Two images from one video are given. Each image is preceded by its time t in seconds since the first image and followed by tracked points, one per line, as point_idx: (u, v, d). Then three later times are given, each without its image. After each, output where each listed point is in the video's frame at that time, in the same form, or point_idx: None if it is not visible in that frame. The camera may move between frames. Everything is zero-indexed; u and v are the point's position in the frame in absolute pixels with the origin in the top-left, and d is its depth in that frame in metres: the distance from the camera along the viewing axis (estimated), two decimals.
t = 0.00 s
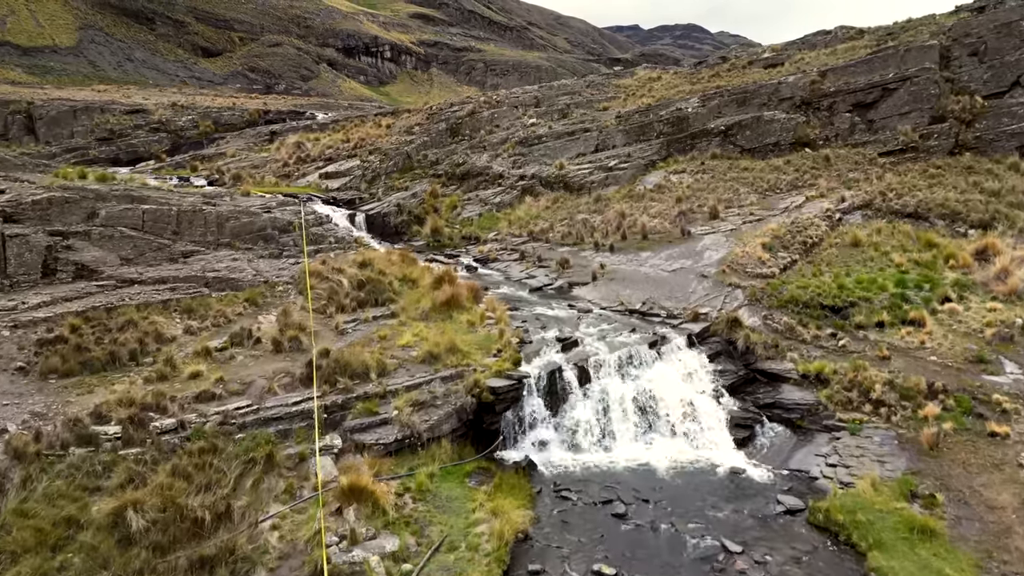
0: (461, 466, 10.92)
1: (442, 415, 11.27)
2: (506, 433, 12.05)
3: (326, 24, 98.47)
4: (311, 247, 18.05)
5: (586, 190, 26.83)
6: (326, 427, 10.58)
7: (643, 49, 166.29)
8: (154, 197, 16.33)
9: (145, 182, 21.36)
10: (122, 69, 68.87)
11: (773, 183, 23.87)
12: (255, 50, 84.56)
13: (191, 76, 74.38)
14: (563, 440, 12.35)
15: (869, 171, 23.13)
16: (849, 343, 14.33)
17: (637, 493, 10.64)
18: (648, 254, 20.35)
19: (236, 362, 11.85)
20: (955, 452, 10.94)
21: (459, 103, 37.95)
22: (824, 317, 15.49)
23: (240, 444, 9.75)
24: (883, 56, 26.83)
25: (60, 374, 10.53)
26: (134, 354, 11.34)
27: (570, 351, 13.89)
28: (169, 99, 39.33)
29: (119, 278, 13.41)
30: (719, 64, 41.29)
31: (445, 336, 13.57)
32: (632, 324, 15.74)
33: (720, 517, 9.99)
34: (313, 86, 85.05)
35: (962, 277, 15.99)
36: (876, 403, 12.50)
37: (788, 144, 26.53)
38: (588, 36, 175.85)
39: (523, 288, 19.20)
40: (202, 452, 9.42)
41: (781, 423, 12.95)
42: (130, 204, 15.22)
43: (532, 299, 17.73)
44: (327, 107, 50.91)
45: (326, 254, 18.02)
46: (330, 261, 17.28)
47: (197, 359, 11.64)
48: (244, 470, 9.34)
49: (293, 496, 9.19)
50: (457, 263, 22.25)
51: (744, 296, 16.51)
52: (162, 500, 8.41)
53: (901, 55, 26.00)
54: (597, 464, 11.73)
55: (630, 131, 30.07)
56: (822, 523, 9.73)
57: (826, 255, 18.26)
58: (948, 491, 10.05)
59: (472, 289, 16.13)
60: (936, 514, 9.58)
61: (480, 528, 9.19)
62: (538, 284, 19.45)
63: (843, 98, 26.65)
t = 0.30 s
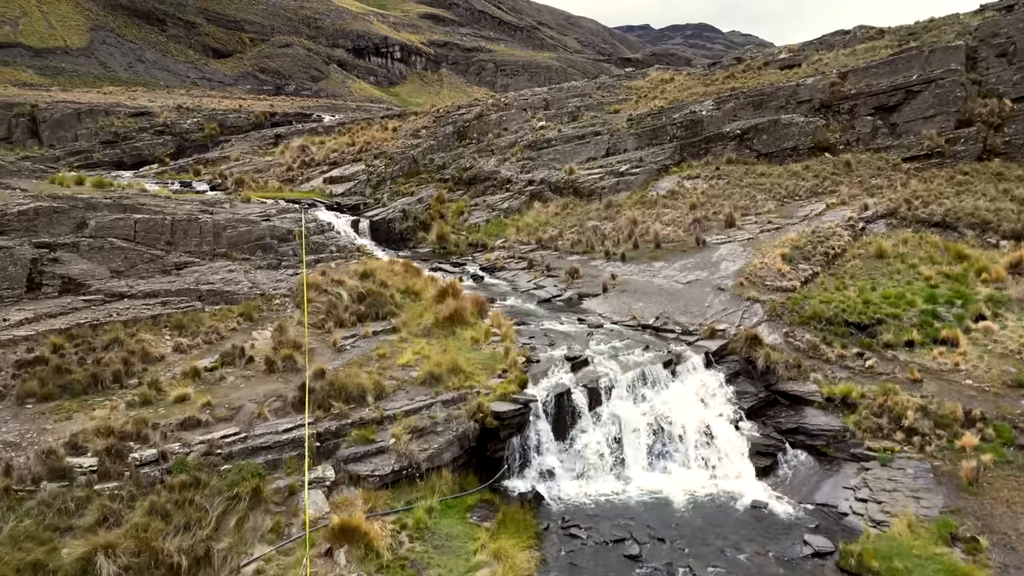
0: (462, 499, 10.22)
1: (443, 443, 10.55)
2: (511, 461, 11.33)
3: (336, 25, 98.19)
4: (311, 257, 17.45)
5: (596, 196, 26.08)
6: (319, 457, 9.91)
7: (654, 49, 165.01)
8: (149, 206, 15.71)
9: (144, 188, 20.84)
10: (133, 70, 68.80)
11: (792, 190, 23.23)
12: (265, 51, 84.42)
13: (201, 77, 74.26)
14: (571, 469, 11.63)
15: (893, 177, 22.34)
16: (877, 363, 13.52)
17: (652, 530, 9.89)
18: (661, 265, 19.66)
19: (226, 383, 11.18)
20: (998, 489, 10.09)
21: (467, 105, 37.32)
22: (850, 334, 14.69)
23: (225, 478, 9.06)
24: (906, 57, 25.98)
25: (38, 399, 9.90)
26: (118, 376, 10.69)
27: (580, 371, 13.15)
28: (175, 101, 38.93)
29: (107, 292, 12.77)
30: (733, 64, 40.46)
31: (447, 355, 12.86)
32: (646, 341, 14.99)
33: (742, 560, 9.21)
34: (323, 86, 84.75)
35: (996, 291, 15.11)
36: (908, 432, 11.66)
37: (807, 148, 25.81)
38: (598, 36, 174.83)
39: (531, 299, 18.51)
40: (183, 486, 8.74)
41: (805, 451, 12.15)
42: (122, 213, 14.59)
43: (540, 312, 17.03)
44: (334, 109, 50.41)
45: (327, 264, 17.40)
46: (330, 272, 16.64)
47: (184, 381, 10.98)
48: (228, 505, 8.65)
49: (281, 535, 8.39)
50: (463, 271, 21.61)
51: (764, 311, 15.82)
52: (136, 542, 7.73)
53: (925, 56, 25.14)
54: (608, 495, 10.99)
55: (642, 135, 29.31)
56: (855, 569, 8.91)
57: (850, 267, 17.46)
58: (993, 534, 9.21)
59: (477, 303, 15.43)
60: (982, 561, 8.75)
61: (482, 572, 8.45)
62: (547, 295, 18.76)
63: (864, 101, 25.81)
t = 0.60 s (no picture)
0: (465, 537, 9.51)
1: (444, 475, 9.84)
2: (518, 492, 10.63)
3: (347, 26, 97.94)
4: (312, 267, 16.86)
5: (608, 203, 25.38)
6: (310, 491, 9.21)
7: (666, 49, 163.77)
8: (144, 217, 15.11)
9: (145, 195, 20.35)
10: (145, 71, 68.80)
11: (813, 198, 22.62)
12: (277, 52, 84.32)
13: (213, 79, 74.19)
14: (582, 502, 10.96)
15: (920, 184, 21.61)
16: (910, 388, 12.73)
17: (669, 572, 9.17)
18: (677, 276, 18.97)
19: (216, 408, 10.52)
20: None
21: (476, 108, 36.69)
22: (880, 355, 13.91)
23: (209, 515, 8.38)
24: (932, 58, 25.11)
25: (13, 428, 9.27)
26: (101, 401, 10.05)
27: (592, 394, 12.41)
28: (182, 104, 38.57)
29: (96, 307, 12.13)
30: (750, 65, 39.71)
31: (451, 377, 12.17)
32: (662, 361, 14.23)
33: None
34: (335, 87, 84.42)
35: None
36: (947, 465, 10.84)
37: (829, 153, 25.12)
38: (610, 36, 173.75)
39: (540, 312, 17.82)
40: (163, 526, 8.05)
41: (834, 483, 11.36)
42: (116, 224, 13.99)
43: (549, 326, 16.33)
44: (343, 111, 49.96)
45: (328, 274, 16.79)
46: (330, 284, 16.00)
47: (172, 405, 10.34)
48: (211, 546, 7.89)
49: None
50: (470, 281, 20.98)
51: (787, 328, 15.08)
52: None
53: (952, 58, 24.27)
54: (622, 531, 10.29)
55: (655, 139, 28.47)
56: None
57: (877, 281, 16.68)
58: None
59: (484, 319, 14.73)
60: None
61: None
62: (557, 308, 18.08)
63: (889, 103, 25.11)
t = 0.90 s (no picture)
0: None
1: (450, 512, 9.12)
2: (529, 529, 9.95)
3: (365, 27, 97.86)
4: (319, 278, 16.31)
5: (627, 210, 24.81)
6: (305, 529, 8.51)
7: (685, 48, 162.10)
8: (144, 226, 14.56)
9: (152, 201, 19.93)
10: (165, 73, 69.11)
11: (843, 205, 21.89)
12: (295, 53, 84.41)
13: (232, 80, 74.36)
14: (599, 541, 10.32)
15: (957, 192, 20.69)
16: (955, 417, 11.80)
17: None
18: (699, 289, 18.44)
19: (210, 434, 9.91)
20: None
21: (491, 110, 36.09)
22: (919, 379, 13.01)
23: (194, 558, 7.73)
24: (969, 59, 24.64)
25: None
26: (89, 427, 9.49)
27: (610, 420, 11.66)
28: (196, 107, 38.36)
29: (91, 323, 11.57)
30: (773, 66, 38.72)
31: (459, 401, 11.48)
32: (683, 383, 13.44)
33: None
34: (353, 88, 84.24)
35: None
36: (1000, 504, 9.91)
37: (859, 159, 24.36)
38: (629, 35, 172.23)
39: (555, 326, 17.10)
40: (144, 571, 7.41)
41: (873, 522, 10.57)
42: (114, 234, 13.44)
43: (565, 342, 15.60)
44: (357, 113, 49.63)
45: (335, 285, 16.22)
46: (336, 296, 15.40)
47: (163, 432, 9.73)
48: None
49: None
50: (482, 290, 20.35)
51: (818, 347, 14.23)
52: None
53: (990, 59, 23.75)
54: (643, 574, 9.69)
55: (676, 143, 27.90)
56: None
57: (913, 296, 15.80)
58: None
59: (495, 336, 14.02)
60: None
61: None
62: (573, 322, 17.37)
63: (923, 106, 24.18)
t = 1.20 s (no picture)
0: None
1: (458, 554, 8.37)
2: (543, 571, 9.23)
3: (386, 28, 97.84)
4: (329, 289, 15.77)
5: (649, 217, 24.11)
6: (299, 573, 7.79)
7: (707, 48, 159.98)
8: (148, 235, 14.05)
9: (162, 208, 19.57)
10: (188, 75, 69.58)
11: (878, 214, 21.01)
12: (316, 55, 84.60)
13: (254, 81, 74.65)
14: None
15: (1000, 201, 19.65)
16: (1009, 450, 10.77)
17: None
18: (726, 302, 17.72)
19: (205, 463, 9.32)
20: None
21: (510, 113, 35.47)
22: (968, 407, 12.01)
23: None
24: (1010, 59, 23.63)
25: None
26: (77, 456, 8.93)
27: (631, 451, 10.93)
28: (214, 109, 38.25)
29: (88, 340, 11.04)
30: (801, 66, 37.60)
31: (470, 428, 10.79)
32: (710, 409, 12.62)
33: None
34: (373, 90, 84.15)
35: None
36: None
37: (895, 165, 23.40)
38: (650, 35, 170.44)
39: (573, 342, 16.37)
40: None
41: (921, 568, 9.66)
42: (116, 245, 12.93)
43: (583, 360, 14.86)
44: (375, 116, 49.34)
45: (345, 298, 15.66)
46: (345, 309, 14.82)
47: (155, 461, 9.16)
48: None
49: None
50: (498, 301, 19.67)
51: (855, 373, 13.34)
52: None
53: None
54: None
55: (700, 147, 27.24)
56: None
57: (957, 314, 14.81)
58: None
59: (510, 355, 13.34)
60: None
61: None
62: (592, 338, 16.62)
63: (963, 109, 23.25)
